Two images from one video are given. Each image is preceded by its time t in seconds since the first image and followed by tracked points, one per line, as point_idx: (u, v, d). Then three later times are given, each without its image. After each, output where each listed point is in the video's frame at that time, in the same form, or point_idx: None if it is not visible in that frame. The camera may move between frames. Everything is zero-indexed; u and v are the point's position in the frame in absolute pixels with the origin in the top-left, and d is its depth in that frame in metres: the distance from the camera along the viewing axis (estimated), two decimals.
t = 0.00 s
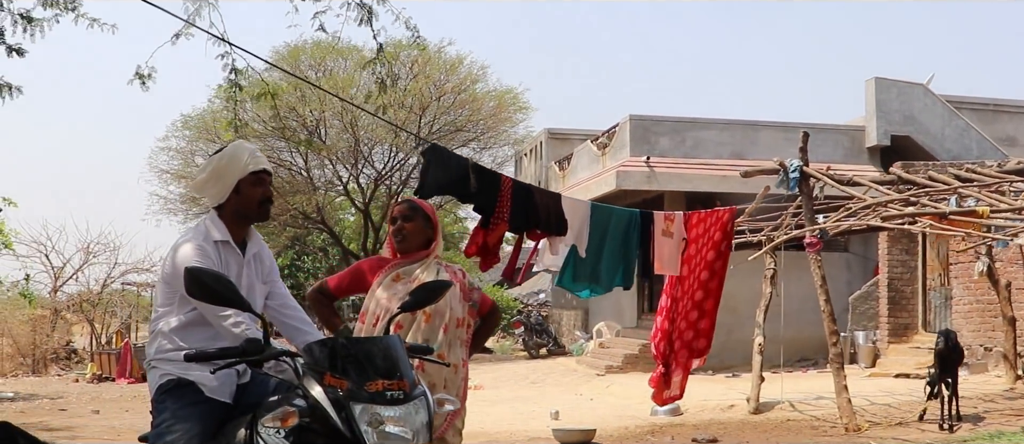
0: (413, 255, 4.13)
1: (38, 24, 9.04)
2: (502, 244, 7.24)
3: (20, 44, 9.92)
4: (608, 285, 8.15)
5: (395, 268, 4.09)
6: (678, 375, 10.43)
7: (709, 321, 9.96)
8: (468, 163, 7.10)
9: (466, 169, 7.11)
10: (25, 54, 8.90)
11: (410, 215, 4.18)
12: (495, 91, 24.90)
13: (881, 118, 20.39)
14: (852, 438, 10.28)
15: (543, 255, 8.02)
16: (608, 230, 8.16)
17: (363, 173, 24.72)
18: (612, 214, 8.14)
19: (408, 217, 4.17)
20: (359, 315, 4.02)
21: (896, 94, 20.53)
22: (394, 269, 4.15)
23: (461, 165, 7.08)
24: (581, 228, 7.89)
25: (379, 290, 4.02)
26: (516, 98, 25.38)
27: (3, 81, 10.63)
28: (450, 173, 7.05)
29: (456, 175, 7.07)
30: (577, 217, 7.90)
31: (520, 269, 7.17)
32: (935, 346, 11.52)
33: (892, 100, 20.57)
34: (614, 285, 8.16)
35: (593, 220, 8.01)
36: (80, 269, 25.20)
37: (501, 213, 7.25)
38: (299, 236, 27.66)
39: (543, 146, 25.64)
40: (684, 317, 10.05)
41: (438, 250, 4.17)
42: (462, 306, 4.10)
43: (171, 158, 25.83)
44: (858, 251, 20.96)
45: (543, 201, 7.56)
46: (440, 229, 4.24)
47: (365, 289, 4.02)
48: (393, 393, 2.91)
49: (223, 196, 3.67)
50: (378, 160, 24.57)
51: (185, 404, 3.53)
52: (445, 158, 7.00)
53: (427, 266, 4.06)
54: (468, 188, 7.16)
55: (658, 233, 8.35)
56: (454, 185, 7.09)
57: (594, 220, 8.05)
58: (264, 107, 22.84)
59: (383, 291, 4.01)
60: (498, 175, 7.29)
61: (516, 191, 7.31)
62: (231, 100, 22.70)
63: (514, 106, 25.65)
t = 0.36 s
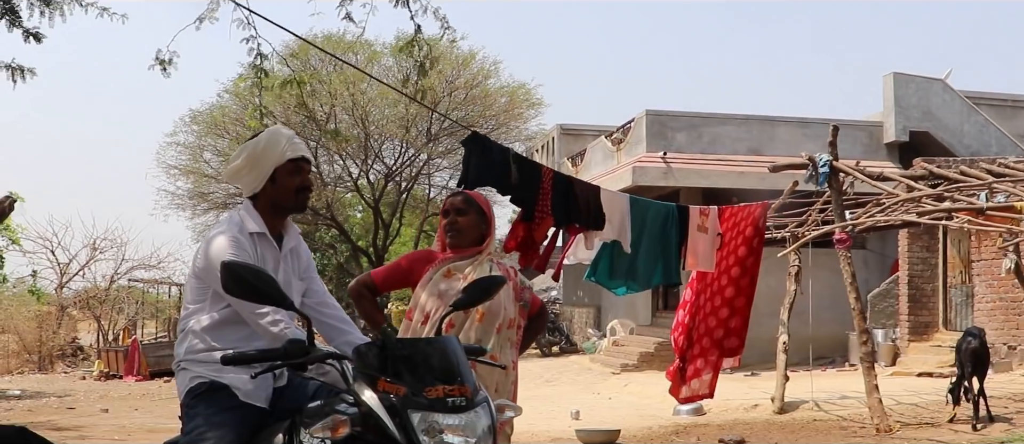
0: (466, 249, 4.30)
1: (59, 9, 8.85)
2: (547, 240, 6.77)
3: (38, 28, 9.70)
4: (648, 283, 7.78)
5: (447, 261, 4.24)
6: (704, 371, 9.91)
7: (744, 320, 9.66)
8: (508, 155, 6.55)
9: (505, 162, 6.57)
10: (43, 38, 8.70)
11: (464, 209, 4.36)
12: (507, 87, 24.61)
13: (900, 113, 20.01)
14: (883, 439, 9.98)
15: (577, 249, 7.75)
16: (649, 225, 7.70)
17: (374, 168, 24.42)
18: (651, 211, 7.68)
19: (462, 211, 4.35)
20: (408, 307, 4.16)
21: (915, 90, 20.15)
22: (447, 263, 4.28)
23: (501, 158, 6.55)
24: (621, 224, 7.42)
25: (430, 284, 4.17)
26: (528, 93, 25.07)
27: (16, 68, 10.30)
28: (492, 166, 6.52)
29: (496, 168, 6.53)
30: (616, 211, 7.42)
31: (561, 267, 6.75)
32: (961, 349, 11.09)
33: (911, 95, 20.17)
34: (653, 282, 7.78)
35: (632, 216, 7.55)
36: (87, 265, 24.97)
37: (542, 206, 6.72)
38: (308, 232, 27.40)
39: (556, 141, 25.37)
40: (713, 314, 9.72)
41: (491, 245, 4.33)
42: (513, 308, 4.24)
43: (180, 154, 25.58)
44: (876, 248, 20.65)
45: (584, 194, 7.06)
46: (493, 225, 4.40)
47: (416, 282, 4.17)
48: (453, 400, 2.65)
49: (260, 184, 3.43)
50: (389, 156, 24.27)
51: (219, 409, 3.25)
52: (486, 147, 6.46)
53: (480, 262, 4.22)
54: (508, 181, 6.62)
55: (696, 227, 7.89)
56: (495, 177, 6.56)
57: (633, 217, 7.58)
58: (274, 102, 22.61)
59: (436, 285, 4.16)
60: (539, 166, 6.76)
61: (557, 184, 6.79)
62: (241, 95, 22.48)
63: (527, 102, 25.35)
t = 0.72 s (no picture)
0: (520, 245, 4.10)
1: None
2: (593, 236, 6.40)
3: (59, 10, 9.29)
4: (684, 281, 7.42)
5: (500, 256, 4.06)
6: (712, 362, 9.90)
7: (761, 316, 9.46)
8: (553, 145, 6.17)
9: (550, 153, 6.20)
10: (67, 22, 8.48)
11: (519, 201, 4.11)
12: (515, 82, 24.33)
13: (913, 109, 19.61)
14: (910, 439, 9.72)
15: (623, 249, 7.15)
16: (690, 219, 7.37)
17: (379, 164, 24.12)
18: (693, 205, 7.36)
19: (518, 203, 4.09)
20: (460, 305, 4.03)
21: (928, 85, 19.72)
22: (502, 259, 4.08)
23: (547, 148, 6.18)
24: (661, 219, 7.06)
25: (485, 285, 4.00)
26: (536, 88, 24.77)
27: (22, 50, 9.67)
28: (537, 157, 6.13)
29: (541, 160, 6.15)
30: (656, 207, 7.07)
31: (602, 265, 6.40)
32: (984, 349, 10.59)
33: (924, 91, 19.76)
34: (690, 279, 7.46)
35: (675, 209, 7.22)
36: (89, 261, 24.68)
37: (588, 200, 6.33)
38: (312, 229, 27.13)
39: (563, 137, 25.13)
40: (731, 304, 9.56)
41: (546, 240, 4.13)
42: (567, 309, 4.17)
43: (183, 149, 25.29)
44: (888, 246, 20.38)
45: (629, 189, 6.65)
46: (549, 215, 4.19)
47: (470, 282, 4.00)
48: (530, 409, 2.44)
49: (304, 173, 3.23)
50: (395, 152, 24.01)
51: (260, 417, 3.05)
52: (531, 138, 6.08)
53: (536, 260, 4.05)
54: (553, 174, 6.23)
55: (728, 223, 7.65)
56: (540, 171, 6.17)
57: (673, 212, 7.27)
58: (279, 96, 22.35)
59: (490, 286, 3.99)
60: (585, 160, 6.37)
61: (604, 178, 6.38)
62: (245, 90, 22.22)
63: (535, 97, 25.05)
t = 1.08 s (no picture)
0: (526, 248, 4.09)
1: None
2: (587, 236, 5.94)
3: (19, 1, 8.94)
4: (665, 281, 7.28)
5: (504, 262, 4.03)
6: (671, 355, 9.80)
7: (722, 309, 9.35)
8: (552, 141, 5.88)
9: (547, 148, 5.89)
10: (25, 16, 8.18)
11: (533, 200, 4.20)
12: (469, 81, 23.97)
13: (867, 112, 19.77)
14: (877, 440, 9.55)
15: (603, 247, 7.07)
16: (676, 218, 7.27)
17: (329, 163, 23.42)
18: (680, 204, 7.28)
19: (531, 202, 4.17)
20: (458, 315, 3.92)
21: (882, 88, 19.90)
22: (504, 266, 4.03)
23: (545, 142, 5.86)
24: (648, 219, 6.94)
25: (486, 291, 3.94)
26: (490, 87, 24.44)
27: None
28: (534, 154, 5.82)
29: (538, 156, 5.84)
30: (643, 206, 6.84)
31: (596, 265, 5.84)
32: (946, 347, 10.17)
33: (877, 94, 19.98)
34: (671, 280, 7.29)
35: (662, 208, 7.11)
36: (27, 261, 23.89)
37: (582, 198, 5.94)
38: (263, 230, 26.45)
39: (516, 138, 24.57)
40: (691, 300, 9.40)
41: (553, 244, 4.12)
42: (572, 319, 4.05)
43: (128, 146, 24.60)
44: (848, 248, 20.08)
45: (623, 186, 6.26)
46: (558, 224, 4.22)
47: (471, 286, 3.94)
48: (572, 425, 2.27)
49: (300, 165, 2.97)
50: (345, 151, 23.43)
51: (253, 433, 2.75)
52: (530, 134, 5.80)
53: (541, 268, 4.01)
54: (550, 171, 5.89)
55: (708, 223, 7.52)
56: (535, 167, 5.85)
57: (658, 209, 7.13)
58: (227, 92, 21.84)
59: (491, 291, 3.93)
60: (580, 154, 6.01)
61: (599, 175, 6.00)
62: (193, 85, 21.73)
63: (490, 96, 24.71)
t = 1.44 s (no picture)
0: (503, 246, 3.87)
1: None
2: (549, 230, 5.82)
3: None
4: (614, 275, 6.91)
5: (482, 262, 3.80)
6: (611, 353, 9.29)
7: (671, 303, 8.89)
8: (517, 133, 5.77)
9: (512, 139, 5.78)
10: None
11: (507, 195, 3.92)
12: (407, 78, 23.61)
13: (807, 113, 19.83)
14: (830, 441, 9.46)
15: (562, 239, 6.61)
16: (632, 213, 7.01)
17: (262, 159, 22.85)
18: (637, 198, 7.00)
19: (506, 199, 3.89)
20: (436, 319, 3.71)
21: (822, 90, 19.99)
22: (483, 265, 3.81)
23: (511, 133, 5.75)
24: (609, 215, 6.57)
25: (466, 292, 3.71)
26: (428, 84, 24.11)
27: None
28: (499, 143, 5.73)
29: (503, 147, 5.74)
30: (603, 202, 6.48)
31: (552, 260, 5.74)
32: (894, 347, 10.07)
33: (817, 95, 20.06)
34: (622, 275, 6.97)
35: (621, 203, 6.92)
36: None
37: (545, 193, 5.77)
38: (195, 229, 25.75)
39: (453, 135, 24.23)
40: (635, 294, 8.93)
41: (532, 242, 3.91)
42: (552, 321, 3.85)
43: (53, 141, 23.79)
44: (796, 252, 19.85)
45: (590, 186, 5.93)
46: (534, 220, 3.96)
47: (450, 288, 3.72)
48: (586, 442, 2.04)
49: (265, 152, 2.66)
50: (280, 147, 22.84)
51: None
52: (495, 122, 5.73)
53: (521, 268, 3.80)
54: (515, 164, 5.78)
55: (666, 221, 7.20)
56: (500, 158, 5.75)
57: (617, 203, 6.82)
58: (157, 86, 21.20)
59: (471, 292, 3.70)
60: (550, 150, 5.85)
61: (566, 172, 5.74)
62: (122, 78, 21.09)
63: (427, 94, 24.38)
